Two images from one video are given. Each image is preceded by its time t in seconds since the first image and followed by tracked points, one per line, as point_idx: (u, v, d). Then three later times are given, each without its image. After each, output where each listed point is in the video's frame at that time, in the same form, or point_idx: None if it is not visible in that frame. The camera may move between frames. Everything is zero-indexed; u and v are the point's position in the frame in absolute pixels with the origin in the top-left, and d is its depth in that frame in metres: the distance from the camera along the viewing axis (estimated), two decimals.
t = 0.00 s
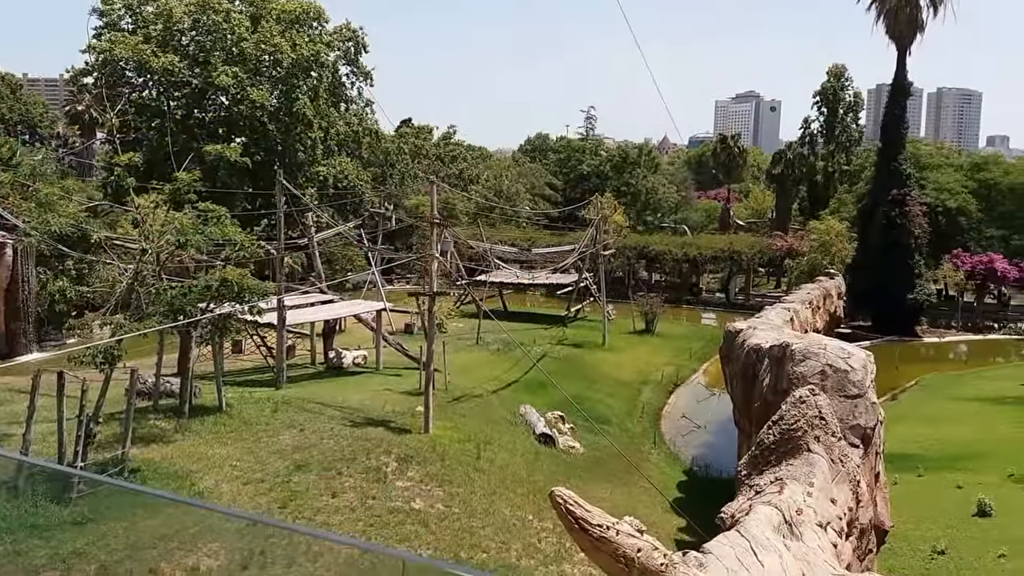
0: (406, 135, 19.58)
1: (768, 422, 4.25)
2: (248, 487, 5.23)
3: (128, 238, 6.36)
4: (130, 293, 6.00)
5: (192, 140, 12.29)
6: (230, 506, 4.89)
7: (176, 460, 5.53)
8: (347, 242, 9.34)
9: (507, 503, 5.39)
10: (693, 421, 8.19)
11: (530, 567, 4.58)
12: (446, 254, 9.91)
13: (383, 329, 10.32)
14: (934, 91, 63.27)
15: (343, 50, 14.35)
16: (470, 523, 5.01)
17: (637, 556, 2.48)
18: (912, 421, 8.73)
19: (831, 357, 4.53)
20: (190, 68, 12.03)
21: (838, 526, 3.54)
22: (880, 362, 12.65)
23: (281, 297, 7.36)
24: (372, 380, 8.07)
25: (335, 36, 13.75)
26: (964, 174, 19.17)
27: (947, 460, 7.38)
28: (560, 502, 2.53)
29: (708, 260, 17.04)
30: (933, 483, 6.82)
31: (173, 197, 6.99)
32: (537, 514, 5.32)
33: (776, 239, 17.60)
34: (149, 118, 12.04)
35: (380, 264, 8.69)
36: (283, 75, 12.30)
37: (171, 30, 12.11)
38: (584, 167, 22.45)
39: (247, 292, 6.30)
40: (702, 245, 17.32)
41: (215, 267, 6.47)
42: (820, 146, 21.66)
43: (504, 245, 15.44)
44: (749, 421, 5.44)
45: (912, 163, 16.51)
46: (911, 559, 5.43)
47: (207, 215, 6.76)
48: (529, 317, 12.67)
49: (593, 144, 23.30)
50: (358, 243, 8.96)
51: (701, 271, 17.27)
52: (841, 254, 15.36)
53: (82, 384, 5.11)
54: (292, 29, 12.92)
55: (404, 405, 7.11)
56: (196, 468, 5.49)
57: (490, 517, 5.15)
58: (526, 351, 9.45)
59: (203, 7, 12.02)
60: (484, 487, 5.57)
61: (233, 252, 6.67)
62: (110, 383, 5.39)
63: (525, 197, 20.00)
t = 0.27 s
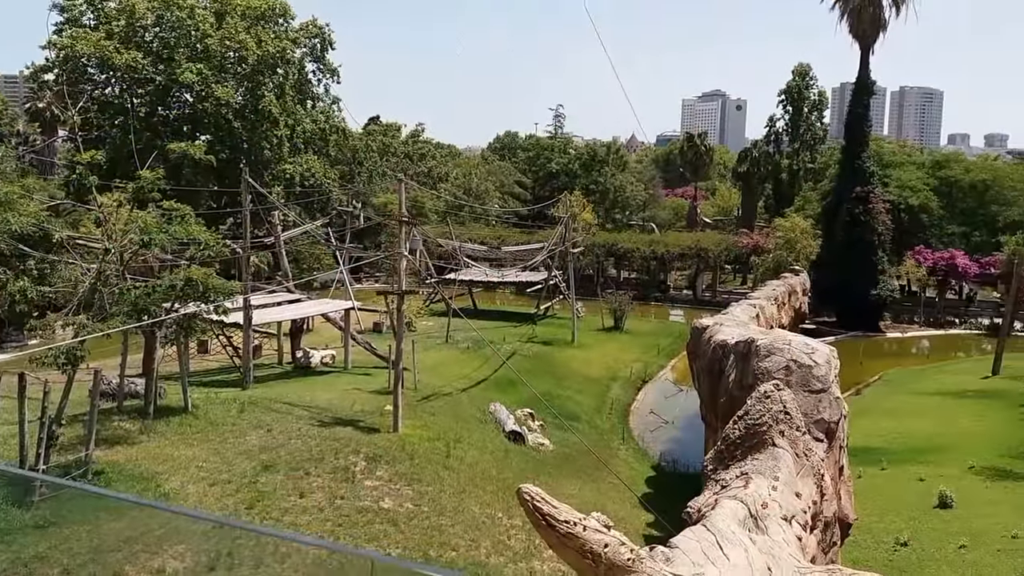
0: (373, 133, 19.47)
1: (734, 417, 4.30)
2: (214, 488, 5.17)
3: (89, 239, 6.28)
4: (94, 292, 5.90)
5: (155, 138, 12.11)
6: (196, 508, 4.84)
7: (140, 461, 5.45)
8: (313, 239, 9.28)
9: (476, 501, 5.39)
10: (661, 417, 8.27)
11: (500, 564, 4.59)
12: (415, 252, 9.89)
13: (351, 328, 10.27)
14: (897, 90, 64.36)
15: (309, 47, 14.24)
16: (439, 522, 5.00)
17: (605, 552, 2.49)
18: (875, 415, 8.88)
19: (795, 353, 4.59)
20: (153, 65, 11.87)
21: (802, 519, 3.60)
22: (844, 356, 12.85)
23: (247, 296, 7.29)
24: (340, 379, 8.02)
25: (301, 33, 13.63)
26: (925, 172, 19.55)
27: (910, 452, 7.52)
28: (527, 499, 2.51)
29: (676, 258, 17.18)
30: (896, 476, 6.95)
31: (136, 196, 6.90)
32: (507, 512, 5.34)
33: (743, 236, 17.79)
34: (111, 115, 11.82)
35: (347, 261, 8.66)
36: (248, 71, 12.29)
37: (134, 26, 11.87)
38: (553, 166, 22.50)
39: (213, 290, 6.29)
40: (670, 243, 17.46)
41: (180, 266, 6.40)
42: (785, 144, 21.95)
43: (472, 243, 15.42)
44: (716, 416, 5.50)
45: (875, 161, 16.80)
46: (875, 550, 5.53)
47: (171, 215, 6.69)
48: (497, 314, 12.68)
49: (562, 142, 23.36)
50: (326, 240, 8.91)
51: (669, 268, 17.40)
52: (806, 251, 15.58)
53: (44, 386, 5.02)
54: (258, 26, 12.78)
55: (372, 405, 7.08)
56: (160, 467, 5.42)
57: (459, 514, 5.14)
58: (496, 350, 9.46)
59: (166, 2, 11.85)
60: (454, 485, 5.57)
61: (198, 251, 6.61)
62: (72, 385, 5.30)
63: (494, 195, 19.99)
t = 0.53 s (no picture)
0: (341, 130, 19.33)
1: (700, 412, 4.34)
2: (180, 489, 5.12)
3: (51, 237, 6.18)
4: (55, 293, 5.82)
5: (118, 135, 11.97)
6: (161, 510, 4.78)
7: (104, 463, 5.37)
8: (281, 238, 9.21)
9: (446, 500, 5.39)
10: (629, 413, 8.33)
11: (469, 562, 4.60)
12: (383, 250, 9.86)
13: (320, 327, 10.20)
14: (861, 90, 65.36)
15: (275, 43, 14.11)
16: (409, 521, 5.00)
17: (572, 548, 2.49)
18: (840, 409, 9.03)
19: (760, 348, 4.65)
20: (115, 61, 11.70)
21: (767, 513, 3.65)
22: (809, 352, 13.04)
23: (213, 295, 7.22)
24: (308, 379, 7.96)
25: (268, 29, 13.50)
26: (887, 170, 19.90)
27: (873, 446, 7.66)
28: (495, 497, 2.50)
29: (644, 255, 17.31)
30: (860, 469, 7.08)
31: (98, 195, 6.81)
32: (477, 510, 5.34)
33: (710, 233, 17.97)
34: (73, 112, 11.65)
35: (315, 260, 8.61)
36: (213, 68, 12.12)
37: (95, 21, 11.64)
38: (522, 163, 22.53)
39: (177, 289, 6.24)
40: (638, 240, 17.58)
41: (143, 265, 6.33)
42: (752, 143, 22.20)
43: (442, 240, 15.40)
44: (684, 412, 5.55)
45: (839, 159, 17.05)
46: (839, 543, 5.62)
47: (135, 213, 6.61)
48: (467, 313, 12.66)
49: (531, 139, 23.39)
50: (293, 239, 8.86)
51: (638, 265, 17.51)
52: (772, 248, 15.79)
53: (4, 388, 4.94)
54: (223, 22, 12.61)
55: (341, 405, 7.04)
56: (125, 469, 5.35)
57: (429, 513, 5.14)
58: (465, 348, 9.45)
59: None
60: (424, 484, 5.56)
61: (162, 250, 6.54)
62: (34, 387, 5.21)
63: (464, 192, 19.97)
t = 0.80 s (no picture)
0: (309, 128, 19.18)
1: (668, 408, 4.39)
2: (146, 492, 5.04)
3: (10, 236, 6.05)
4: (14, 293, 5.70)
5: (80, 132, 11.76)
6: (126, 513, 4.71)
7: (67, 467, 5.27)
8: (247, 236, 9.11)
9: (416, 499, 5.38)
10: (599, 410, 8.38)
11: (440, 561, 4.60)
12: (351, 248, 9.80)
13: (287, 326, 10.11)
14: (825, 89, 66.34)
15: (241, 39, 13.94)
16: (379, 521, 4.97)
17: (540, 544, 2.50)
18: (805, 404, 9.16)
19: (726, 344, 4.70)
20: (77, 57, 11.46)
21: (733, 507, 3.69)
22: (776, 347, 13.22)
23: (178, 294, 7.12)
24: (276, 379, 7.89)
25: (233, 25, 13.33)
26: (851, 168, 20.22)
27: (838, 440, 7.79)
28: (464, 495, 2.49)
29: (613, 253, 17.41)
30: (825, 463, 7.19)
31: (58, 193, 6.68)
32: (447, 509, 5.34)
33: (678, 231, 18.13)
34: (33, 109, 11.41)
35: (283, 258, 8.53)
36: (177, 64, 12.02)
37: (56, 16, 11.41)
38: (492, 161, 22.53)
39: (141, 289, 6.12)
40: (607, 238, 17.68)
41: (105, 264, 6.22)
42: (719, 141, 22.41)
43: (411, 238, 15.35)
44: (651, 408, 5.60)
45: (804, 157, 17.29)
46: (805, 536, 5.71)
47: (96, 212, 6.49)
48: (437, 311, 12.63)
49: (501, 138, 23.39)
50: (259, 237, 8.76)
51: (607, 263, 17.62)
52: (739, 245, 15.97)
53: None
54: (188, 19, 12.46)
55: (310, 405, 6.99)
56: (89, 473, 5.25)
57: (398, 512, 5.12)
58: (435, 347, 9.43)
59: None
60: (394, 483, 5.54)
61: (125, 249, 6.43)
62: None
63: (434, 190, 19.92)
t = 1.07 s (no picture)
0: (277, 126, 19.01)
1: (636, 404, 4.42)
2: (111, 494, 4.96)
3: None
4: None
5: (42, 129, 11.52)
6: (91, 516, 4.63)
7: (30, 469, 5.17)
8: (213, 235, 9.00)
9: (386, 498, 5.36)
10: (569, 407, 8.41)
11: (410, 559, 4.58)
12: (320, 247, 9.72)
13: (255, 325, 10.01)
14: (791, 88, 67.20)
15: (207, 36, 13.78)
16: (349, 520, 4.95)
17: (509, 542, 2.51)
18: (773, 399, 9.27)
19: (694, 341, 4.75)
20: (38, 52, 11.21)
21: (701, 502, 3.73)
22: (744, 343, 13.37)
23: (143, 293, 7.01)
24: (244, 378, 7.80)
25: (199, 21, 13.15)
26: (816, 166, 20.49)
27: (804, 434, 7.89)
28: (433, 495, 2.50)
29: (583, 250, 17.48)
30: (792, 457, 7.28)
31: (19, 191, 6.52)
32: (418, 508, 5.32)
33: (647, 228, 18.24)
34: None
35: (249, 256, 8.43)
36: (142, 60, 11.83)
37: (16, 11, 11.17)
38: (461, 159, 22.50)
39: (106, 288, 6.02)
40: (577, 236, 17.74)
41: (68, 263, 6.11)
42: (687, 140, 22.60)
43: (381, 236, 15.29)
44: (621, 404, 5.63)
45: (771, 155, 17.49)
46: (773, 530, 5.78)
47: (59, 211, 6.37)
48: (408, 309, 12.59)
49: (471, 136, 23.37)
50: (225, 235, 8.65)
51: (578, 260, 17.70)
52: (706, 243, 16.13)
53: None
54: (151, 14, 12.28)
55: (278, 405, 6.92)
56: (53, 475, 5.15)
57: (369, 512, 5.10)
58: (406, 345, 9.39)
59: None
60: (363, 483, 5.50)
61: (88, 247, 6.32)
62: None
63: (403, 188, 19.85)
